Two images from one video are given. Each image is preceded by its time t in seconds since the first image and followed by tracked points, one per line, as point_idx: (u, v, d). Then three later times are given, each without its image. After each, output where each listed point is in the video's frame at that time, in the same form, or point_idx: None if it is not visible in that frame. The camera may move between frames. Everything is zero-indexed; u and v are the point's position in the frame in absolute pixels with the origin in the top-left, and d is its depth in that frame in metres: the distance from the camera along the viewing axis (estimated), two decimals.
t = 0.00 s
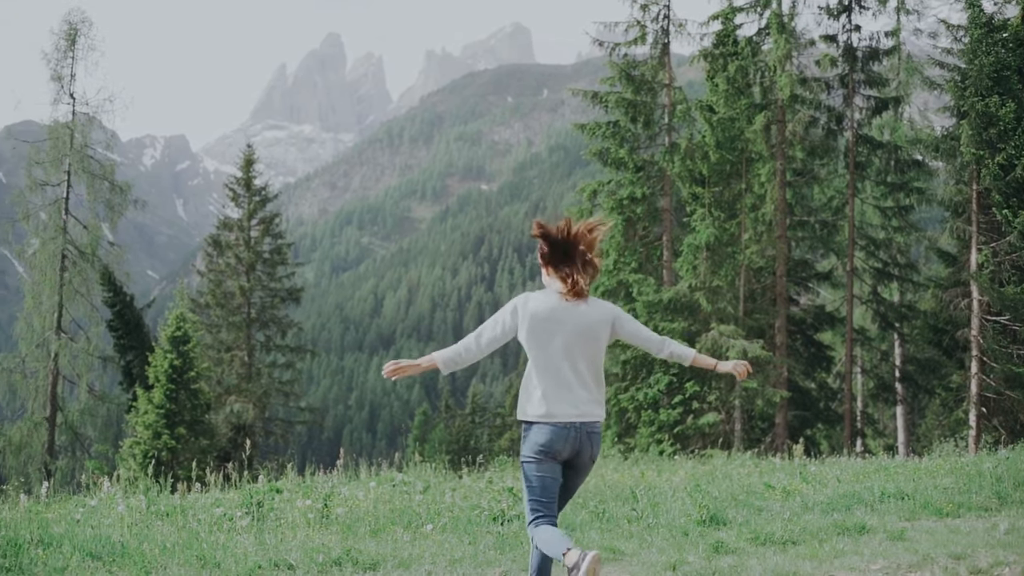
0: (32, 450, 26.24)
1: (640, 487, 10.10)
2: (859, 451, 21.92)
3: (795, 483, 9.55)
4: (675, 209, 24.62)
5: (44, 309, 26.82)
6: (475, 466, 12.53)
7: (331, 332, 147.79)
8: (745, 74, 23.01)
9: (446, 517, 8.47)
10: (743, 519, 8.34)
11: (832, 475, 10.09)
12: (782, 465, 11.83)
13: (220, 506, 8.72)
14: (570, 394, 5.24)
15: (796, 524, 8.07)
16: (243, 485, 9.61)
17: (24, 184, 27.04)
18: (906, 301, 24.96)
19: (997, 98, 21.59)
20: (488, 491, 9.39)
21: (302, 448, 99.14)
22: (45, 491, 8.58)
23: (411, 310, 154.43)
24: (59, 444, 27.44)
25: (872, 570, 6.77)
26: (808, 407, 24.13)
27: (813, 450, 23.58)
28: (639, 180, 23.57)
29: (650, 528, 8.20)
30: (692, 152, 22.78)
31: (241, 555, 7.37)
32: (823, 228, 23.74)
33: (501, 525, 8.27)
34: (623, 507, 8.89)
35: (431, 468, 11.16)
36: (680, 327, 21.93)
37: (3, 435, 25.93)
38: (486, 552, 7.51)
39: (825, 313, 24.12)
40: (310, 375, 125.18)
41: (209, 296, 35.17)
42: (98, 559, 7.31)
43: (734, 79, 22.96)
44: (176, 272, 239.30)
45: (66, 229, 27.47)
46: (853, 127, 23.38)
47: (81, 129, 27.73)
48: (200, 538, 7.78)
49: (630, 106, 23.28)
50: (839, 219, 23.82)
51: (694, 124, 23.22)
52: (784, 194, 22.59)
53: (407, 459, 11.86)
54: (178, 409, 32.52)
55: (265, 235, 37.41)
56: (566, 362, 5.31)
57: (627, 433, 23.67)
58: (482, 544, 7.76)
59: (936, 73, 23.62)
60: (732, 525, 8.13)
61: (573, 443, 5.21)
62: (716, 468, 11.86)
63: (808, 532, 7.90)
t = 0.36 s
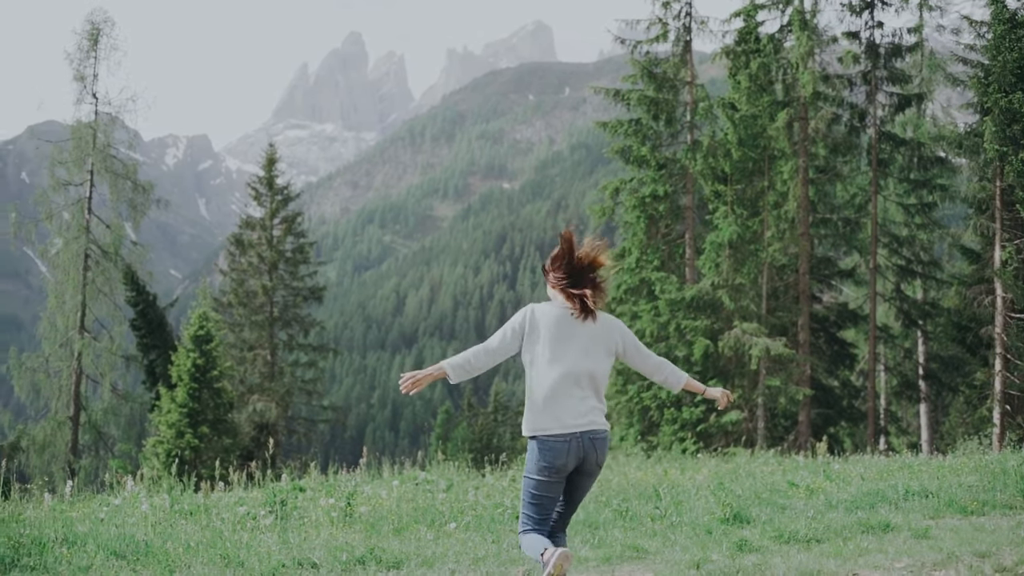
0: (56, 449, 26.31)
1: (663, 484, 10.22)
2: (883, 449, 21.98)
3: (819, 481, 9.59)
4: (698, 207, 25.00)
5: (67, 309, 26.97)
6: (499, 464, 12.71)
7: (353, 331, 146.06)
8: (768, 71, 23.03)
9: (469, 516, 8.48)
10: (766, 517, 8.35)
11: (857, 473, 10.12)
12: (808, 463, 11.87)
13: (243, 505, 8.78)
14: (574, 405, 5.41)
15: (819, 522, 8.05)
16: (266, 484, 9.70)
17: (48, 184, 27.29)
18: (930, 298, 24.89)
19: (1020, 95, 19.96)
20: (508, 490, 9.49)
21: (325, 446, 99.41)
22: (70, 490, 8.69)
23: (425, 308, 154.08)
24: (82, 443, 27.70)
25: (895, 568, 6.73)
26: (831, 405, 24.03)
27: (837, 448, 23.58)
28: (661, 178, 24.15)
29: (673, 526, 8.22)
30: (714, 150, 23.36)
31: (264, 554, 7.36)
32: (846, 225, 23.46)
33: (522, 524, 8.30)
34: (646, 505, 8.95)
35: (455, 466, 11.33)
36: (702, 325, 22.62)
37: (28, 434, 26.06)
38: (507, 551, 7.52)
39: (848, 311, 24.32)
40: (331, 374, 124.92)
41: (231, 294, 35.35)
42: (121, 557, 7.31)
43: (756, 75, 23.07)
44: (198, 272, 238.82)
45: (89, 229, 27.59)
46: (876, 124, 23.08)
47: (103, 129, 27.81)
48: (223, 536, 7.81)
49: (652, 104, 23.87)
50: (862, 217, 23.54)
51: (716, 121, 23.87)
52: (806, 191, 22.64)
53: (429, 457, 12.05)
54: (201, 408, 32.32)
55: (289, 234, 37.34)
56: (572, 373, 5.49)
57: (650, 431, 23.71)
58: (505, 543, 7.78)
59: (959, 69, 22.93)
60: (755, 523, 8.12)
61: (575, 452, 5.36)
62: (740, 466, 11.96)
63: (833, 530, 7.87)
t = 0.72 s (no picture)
0: (77, 448, 26.38)
1: (683, 482, 10.26)
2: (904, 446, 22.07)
3: (840, 479, 9.58)
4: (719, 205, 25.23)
5: (88, 307, 27.06)
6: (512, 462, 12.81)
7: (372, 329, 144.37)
8: (789, 68, 23.04)
9: (491, 514, 8.50)
10: (788, 515, 8.34)
11: (878, 472, 10.12)
12: (827, 461, 11.91)
13: (265, 502, 8.82)
14: (577, 398, 5.45)
15: (841, 520, 8.04)
16: (286, 481, 9.76)
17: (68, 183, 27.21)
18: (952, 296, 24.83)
19: None
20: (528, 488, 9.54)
21: (346, 445, 99.53)
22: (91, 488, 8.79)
23: (437, 307, 153.90)
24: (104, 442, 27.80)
25: (918, 567, 6.66)
26: (853, 403, 24.07)
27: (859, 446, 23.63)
28: (682, 176, 24.36)
29: (694, 524, 8.24)
30: (735, 147, 23.64)
31: (286, 552, 7.35)
32: (868, 223, 23.61)
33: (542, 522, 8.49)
34: (668, 504, 8.96)
35: (476, 464, 11.42)
36: (723, 323, 22.90)
37: (49, 433, 26.14)
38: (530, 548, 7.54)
39: (869, 309, 24.30)
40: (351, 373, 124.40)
41: (253, 293, 35.37)
42: (144, 556, 7.31)
43: (776, 73, 23.08)
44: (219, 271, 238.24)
45: (111, 228, 27.68)
46: (897, 121, 22.87)
47: (124, 129, 27.76)
48: (245, 534, 7.81)
49: (673, 101, 24.01)
50: (884, 214, 23.62)
51: (736, 119, 23.91)
52: (827, 189, 22.61)
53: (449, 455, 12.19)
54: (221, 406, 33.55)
55: (309, 234, 36.96)
56: (574, 367, 5.54)
57: (671, 429, 24.14)
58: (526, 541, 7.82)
59: (980, 65, 22.18)
60: (777, 521, 8.12)
61: (576, 443, 5.40)
62: (762, 464, 12.00)
63: (855, 528, 7.87)
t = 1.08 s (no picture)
0: (95, 446, 26.51)
1: (701, 480, 10.25)
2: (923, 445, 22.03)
3: (858, 478, 9.54)
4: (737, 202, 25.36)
5: (106, 306, 27.18)
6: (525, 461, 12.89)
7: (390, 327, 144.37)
8: (806, 66, 22.84)
9: (508, 514, 8.50)
10: (806, 514, 8.33)
11: (898, 470, 10.13)
12: (846, 459, 11.85)
13: (282, 501, 8.86)
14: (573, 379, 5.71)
15: (859, 519, 8.04)
16: (303, 480, 9.83)
17: (87, 182, 27.53)
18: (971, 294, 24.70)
19: None
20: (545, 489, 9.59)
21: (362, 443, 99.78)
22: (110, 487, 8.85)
23: (447, 306, 154.09)
24: (122, 440, 28.04)
25: (936, 565, 6.63)
26: (871, 402, 24.01)
27: (876, 445, 23.63)
28: (700, 174, 24.51)
29: (711, 523, 8.23)
30: (754, 145, 23.69)
31: (303, 551, 7.35)
32: (886, 220, 23.33)
33: (563, 521, 8.48)
34: (685, 502, 8.97)
35: (492, 462, 11.48)
36: (741, 321, 22.84)
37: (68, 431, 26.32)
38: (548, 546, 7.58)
39: (887, 307, 24.25)
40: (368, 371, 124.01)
41: (271, 292, 35.49)
42: (162, 555, 7.32)
43: (795, 70, 22.85)
44: (237, 270, 238.36)
45: (129, 227, 27.69)
46: (915, 118, 22.77)
47: (143, 127, 27.96)
48: (263, 533, 7.83)
49: (690, 99, 24.24)
50: (902, 212, 23.39)
51: (755, 116, 24.09)
52: (846, 187, 22.54)
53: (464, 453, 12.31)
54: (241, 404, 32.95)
55: (326, 232, 37.43)
56: (574, 349, 5.80)
57: (689, 428, 24.70)
58: (545, 539, 7.86)
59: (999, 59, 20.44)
60: (795, 520, 8.12)
61: (570, 423, 5.63)
62: (778, 462, 12.00)
63: (873, 527, 7.84)
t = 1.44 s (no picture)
0: (109, 444, 26.60)
1: (715, 479, 10.23)
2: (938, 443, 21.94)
3: (872, 476, 9.54)
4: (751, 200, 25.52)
5: (120, 304, 27.24)
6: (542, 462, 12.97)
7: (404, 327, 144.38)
8: (821, 64, 22.93)
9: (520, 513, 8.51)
10: (820, 513, 8.34)
11: (911, 469, 10.12)
12: (863, 458, 11.81)
13: (296, 499, 8.91)
14: (568, 365, 5.90)
15: (874, 518, 8.02)
16: (317, 477, 9.89)
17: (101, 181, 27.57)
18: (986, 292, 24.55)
19: None
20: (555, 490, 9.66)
21: (376, 442, 100.14)
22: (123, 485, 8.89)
23: (455, 304, 154.17)
24: (136, 438, 28.06)
25: (950, 565, 6.60)
26: (885, 401, 23.99)
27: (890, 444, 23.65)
28: (714, 172, 24.66)
29: (725, 522, 8.23)
30: (768, 143, 23.74)
31: (316, 548, 7.35)
32: (901, 219, 23.47)
33: (575, 519, 8.46)
34: (700, 501, 8.97)
35: (505, 460, 11.51)
36: (754, 320, 22.92)
37: (81, 429, 26.44)
38: (560, 543, 7.60)
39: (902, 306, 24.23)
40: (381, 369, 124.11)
41: (284, 290, 35.64)
42: (175, 552, 7.31)
43: (809, 68, 22.99)
44: (249, 270, 239.52)
45: (142, 225, 27.66)
46: (930, 116, 22.82)
47: (156, 125, 28.03)
48: (276, 530, 7.83)
49: (704, 97, 24.35)
50: (917, 210, 23.41)
51: (769, 114, 24.10)
52: (860, 185, 22.28)
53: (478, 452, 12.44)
54: (253, 402, 33.13)
55: (340, 230, 37.66)
56: (572, 336, 5.98)
57: (703, 426, 25.05)
58: (557, 538, 7.86)
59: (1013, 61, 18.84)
60: (808, 518, 8.11)
61: (561, 410, 5.80)
62: (793, 461, 12.01)
63: (887, 526, 7.83)
